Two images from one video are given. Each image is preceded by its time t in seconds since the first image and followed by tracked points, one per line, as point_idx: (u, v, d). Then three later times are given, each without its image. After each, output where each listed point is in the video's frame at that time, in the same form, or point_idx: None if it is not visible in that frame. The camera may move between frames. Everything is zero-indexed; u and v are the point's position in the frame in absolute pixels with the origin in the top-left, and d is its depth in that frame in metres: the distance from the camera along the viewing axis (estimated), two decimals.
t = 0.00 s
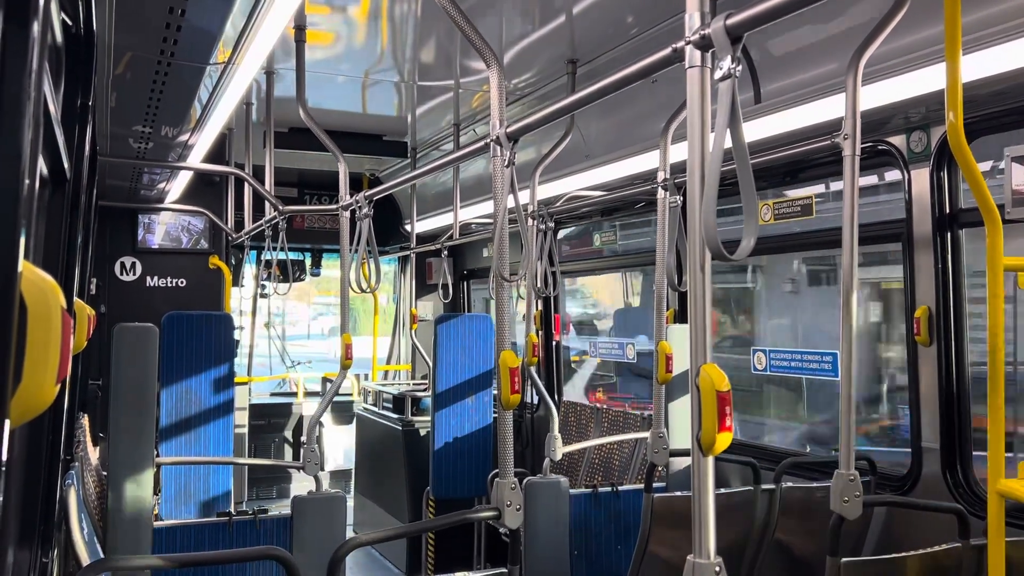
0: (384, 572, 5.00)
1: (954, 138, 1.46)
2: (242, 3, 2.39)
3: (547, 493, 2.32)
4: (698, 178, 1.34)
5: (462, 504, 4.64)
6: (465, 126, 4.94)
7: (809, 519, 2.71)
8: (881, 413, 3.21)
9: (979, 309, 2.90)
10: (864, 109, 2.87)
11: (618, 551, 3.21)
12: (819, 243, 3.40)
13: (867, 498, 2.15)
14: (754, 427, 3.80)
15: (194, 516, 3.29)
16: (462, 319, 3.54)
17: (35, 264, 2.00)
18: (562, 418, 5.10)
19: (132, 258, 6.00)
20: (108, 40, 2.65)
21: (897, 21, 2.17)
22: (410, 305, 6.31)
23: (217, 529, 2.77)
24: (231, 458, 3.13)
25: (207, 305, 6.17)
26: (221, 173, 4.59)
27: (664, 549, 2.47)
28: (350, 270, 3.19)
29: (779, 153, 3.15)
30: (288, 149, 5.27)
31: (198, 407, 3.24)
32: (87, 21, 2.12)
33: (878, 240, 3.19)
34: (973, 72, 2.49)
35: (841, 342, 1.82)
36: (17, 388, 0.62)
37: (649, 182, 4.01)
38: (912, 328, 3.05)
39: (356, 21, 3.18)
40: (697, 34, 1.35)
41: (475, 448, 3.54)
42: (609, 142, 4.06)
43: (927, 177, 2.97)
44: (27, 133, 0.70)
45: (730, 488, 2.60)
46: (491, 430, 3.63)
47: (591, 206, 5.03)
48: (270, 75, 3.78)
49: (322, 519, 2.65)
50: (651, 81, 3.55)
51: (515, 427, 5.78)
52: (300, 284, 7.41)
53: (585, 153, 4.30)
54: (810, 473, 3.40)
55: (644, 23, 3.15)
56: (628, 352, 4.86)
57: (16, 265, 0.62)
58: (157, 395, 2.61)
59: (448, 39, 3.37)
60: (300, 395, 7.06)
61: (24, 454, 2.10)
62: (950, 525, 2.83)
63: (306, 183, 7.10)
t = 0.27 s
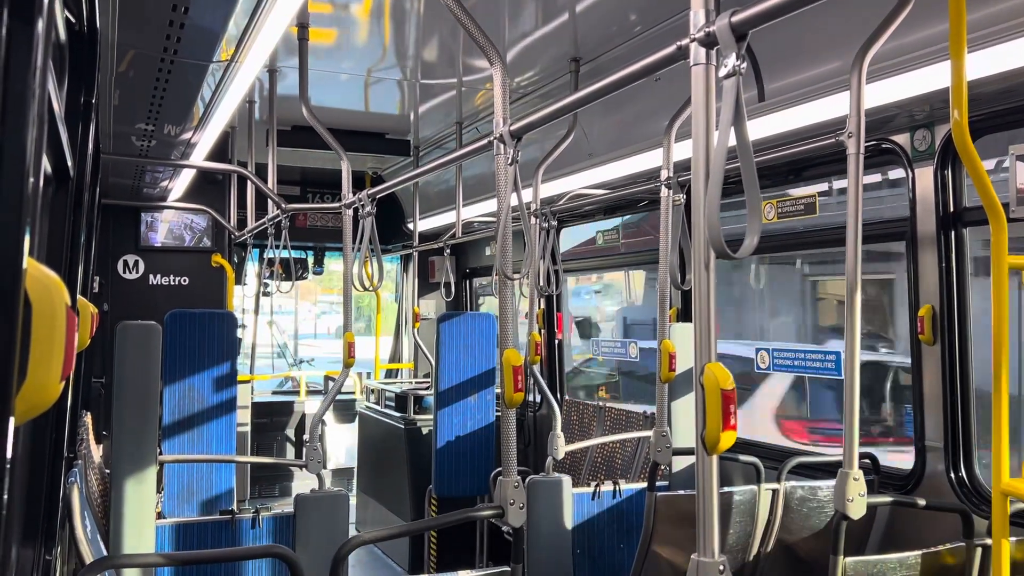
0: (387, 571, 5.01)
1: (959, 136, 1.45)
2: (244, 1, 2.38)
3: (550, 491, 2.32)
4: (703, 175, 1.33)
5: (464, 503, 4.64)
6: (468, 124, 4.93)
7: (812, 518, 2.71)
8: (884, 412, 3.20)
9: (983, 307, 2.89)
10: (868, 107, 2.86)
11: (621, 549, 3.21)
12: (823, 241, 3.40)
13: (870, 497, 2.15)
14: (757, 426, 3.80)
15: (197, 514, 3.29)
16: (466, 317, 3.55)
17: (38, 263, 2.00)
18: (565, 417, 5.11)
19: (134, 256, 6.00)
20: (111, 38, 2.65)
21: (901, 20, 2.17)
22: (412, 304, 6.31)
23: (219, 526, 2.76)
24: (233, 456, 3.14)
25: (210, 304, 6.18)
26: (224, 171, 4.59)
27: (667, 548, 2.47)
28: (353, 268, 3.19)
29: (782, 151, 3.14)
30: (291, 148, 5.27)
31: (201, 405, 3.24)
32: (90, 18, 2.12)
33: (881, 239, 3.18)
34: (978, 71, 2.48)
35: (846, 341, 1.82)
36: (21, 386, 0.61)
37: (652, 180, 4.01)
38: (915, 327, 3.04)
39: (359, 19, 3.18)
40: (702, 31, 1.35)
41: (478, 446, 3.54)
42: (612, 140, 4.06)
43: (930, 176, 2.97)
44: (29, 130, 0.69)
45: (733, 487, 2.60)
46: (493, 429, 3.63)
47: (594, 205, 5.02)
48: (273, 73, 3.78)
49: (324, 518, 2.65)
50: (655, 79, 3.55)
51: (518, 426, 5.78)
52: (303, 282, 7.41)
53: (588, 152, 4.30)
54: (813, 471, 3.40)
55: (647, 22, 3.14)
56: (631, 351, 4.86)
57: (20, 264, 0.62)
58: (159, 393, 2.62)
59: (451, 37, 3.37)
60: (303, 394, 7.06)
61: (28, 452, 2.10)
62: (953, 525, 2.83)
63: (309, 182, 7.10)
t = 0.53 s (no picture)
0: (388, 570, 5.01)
1: (961, 136, 1.45)
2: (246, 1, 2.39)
3: (551, 491, 2.32)
4: (703, 175, 1.33)
5: (465, 502, 4.64)
6: (469, 124, 4.94)
7: (813, 518, 2.71)
8: (885, 413, 3.21)
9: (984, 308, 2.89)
10: (869, 107, 2.86)
11: (621, 550, 3.21)
12: (824, 242, 3.40)
13: (870, 497, 2.15)
14: (758, 426, 3.80)
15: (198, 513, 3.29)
16: (467, 317, 3.55)
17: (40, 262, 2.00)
18: (566, 417, 5.11)
19: (136, 256, 6.00)
20: (113, 38, 2.65)
21: (902, 20, 2.16)
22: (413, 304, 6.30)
23: (220, 526, 2.76)
24: (234, 455, 3.14)
25: (212, 304, 6.18)
26: (225, 171, 4.59)
27: (668, 548, 2.47)
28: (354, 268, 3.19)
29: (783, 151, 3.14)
30: (292, 148, 5.27)
31: (203, 404, 3.25)
32: (92, 18, 2.13)
33: (883, 239, 3.18)
34: (979, 71, 2.48)
35: (846, 341, 1.82)
36: (23, 386, 0.62)
37: (653, 180, 4.01)
38: (917, 327, 3.04)
39: (360, 19, 3.18)
40: (703, 32, 1.35)
41: (478, 446, 3.55)
42: (613, 140, 4.06)
43: (932, 176, 2.96)
44: (30, 130, 0.69)
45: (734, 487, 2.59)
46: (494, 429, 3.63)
47: (595, 205, 5.03)
48: (275, 73, 3.78)
49: (326, 517, 2.65)
50: (656, 79, 3.55)
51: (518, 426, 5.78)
52: (304, 282, 7.41)
53: (589, 152, 4.30)
54: (813, 472, 3.40)
55: (648, 22, 3.14)
56: (632, 350, 4.86)
57: (22, 265, 0.62)
58: (160, 393, 2.62)
59: (452, 37, 3.37)
60: (304, 393, 7.07)
61: (30, 451, 2.11)
62: (955, 525, 2.83)
63: (310, 182, 7.11)
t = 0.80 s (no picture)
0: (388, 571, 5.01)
1: (960, 138, 1.46)
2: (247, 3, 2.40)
3: (551, 492, 2.32)
4: (704, 177, 1.34)
5: (466, 503, 4.65)
6: (470, 125, 4.94)
7: (814, 519, 2.71)
8: (885, 414, 3.21)
9: (984, 309, 2.89)
10: (870, 109, 2.86)
11: (622, 550, 3.21)
12: (824, 243, 3.40)
13: (870, 497, 2.15)
14: (759, 427, 3.81)
15: (200, 514, 3.30)
16: (467, 316, 3.55)
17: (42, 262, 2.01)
18: (566, 417, 5.11)
19: (137, 257, 6.01)
20: (115, 39, 2.66)
21: (903, 21, 2.17)
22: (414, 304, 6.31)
23: (220, 527, 2.75)
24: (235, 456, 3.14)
25: (213, 305, 6.19)
26: (226, 172, 4.60)
27: (668, 548, 2.47)
28: (356, 269, 3.20)
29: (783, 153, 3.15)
30: (294, 148, 5.28)
31: (204, 404, 3.25)
32: (94, 20, 2.13)
33: (883, 240, 3.18)
34: (979, 73, 2.48)
35: (846, 342, 1.82)
36: (26, 388, 0.62)
37: (654, 181, 4.01)
38: (917, 328, 3.05)
39: (362, 20, 3.19)
40: (703, 35, 1.35)
41: (478, 447, 3.57)
42: (614, 141, 4.07)
43: (932, 178, 2.97)
44: (32, 133, 0.70)
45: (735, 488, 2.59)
46: (494, 429, 3.62)
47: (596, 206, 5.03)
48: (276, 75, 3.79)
49: (327, 518, 2.66)
50: (657, 80, 3.55)
51: (519, 427, 5.79)
52: (305, 282, 7.43)
53: (590, 153, 4.31)
54: (814, 473, 3.39)
55: (649, 23, 3.15)
56: (632, 351, 4.87)
57: (25, 267, 0.62)
58: (162, 394, 2.62)
59: (453, 38, 3.37)
60: (305, 394, 7.07)
61: (31, 451, 2.11)
62: (954, 526, 2.83)
63: (311, 182, 7.12)
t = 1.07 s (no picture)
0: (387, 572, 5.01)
1: (957, 140, 1.46)
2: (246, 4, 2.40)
3: (549, 494, 2.32)
4: (701, 180, 1.33)
5: (464, 504, 4.64)
6: (468, 127, 4.94)
7: (812, 521, 2.71)
8: (883, 415, 3.21)
9: (983, 311, 2.89)
10: (868, 110, 2.87)
11: (621, 551, 3.21)
12: (823, 244, 3.41)
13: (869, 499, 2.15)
14: (757, 428, 3.81)
15: (197, 515, 3.29)
16: (468, 318, 3.56)
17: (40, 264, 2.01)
18: (565, 418, 5.12)
19: (136, 258, 6.01)
20: (113, 41, 2.66)
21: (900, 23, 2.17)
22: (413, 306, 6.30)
23: (220, 529, 2.73)
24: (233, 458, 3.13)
25: (212, 306, 6.19)
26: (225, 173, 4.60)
27: (666, 549, 2.47)
28: (354, 270, 3.19)
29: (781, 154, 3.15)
30: (292, 150, 5.28)
31: (202, 405, 3.25)
32: (92, 21, 2.13)
33: (882, 242, 3.18)
34: (977, 74, 2.49)
35: (844, 344, 1.82)
36: (22, 390, 0.62)
37: (653, 183, 4.02)
38: (915, 329, 3.04)
39: (360, 22, 3.19)
40: (700, 36, 1.35)
41: (478, 448, 3.56)
42: (612, 143, 4.07)
43: (930, 179, 2.97)
44: (27, 134, 0.70)
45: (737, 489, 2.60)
46: (494, 430, 3.63)
47: (594, 207, 5.03)
48: (275, 76, 3.79)
49: (325, 519, 2.66)
50: (655, 82, 3.55)
51: (518, 428, 5.79)
52: (304, 284, 7.43)
53: (589, 154, 4.31)
54: (812, 474, 3.39)
55: (647, 25, 3.15)
56: (631, 353, 4.87)
57: (21, 270, 0.62)
58: (160, 396, 2.62)
59: (452, 40, 3.37)
60: (304, 395, 7.07)
61: (29, 453, 2.11)
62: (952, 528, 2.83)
63: (310, 184, 7.12)
